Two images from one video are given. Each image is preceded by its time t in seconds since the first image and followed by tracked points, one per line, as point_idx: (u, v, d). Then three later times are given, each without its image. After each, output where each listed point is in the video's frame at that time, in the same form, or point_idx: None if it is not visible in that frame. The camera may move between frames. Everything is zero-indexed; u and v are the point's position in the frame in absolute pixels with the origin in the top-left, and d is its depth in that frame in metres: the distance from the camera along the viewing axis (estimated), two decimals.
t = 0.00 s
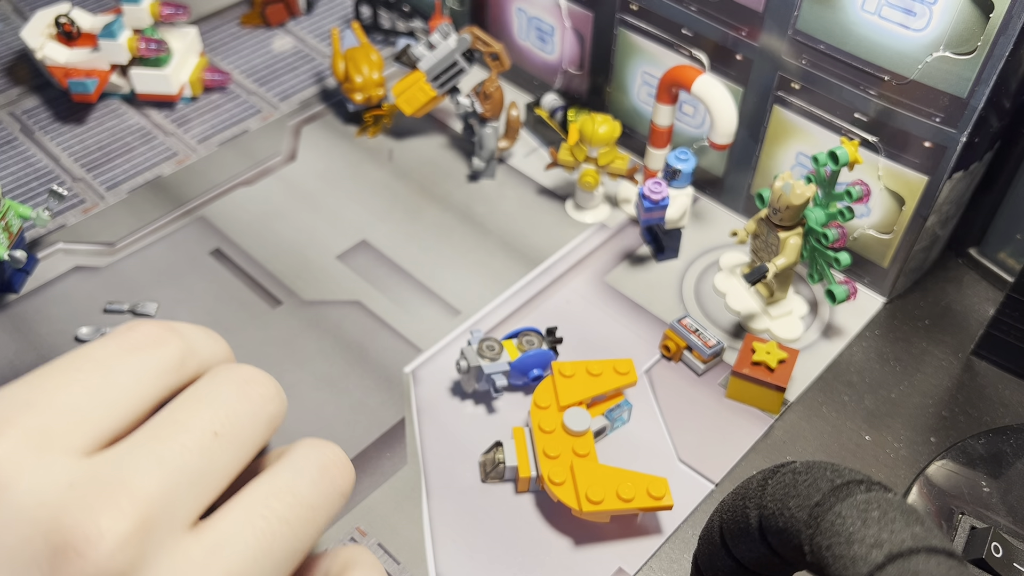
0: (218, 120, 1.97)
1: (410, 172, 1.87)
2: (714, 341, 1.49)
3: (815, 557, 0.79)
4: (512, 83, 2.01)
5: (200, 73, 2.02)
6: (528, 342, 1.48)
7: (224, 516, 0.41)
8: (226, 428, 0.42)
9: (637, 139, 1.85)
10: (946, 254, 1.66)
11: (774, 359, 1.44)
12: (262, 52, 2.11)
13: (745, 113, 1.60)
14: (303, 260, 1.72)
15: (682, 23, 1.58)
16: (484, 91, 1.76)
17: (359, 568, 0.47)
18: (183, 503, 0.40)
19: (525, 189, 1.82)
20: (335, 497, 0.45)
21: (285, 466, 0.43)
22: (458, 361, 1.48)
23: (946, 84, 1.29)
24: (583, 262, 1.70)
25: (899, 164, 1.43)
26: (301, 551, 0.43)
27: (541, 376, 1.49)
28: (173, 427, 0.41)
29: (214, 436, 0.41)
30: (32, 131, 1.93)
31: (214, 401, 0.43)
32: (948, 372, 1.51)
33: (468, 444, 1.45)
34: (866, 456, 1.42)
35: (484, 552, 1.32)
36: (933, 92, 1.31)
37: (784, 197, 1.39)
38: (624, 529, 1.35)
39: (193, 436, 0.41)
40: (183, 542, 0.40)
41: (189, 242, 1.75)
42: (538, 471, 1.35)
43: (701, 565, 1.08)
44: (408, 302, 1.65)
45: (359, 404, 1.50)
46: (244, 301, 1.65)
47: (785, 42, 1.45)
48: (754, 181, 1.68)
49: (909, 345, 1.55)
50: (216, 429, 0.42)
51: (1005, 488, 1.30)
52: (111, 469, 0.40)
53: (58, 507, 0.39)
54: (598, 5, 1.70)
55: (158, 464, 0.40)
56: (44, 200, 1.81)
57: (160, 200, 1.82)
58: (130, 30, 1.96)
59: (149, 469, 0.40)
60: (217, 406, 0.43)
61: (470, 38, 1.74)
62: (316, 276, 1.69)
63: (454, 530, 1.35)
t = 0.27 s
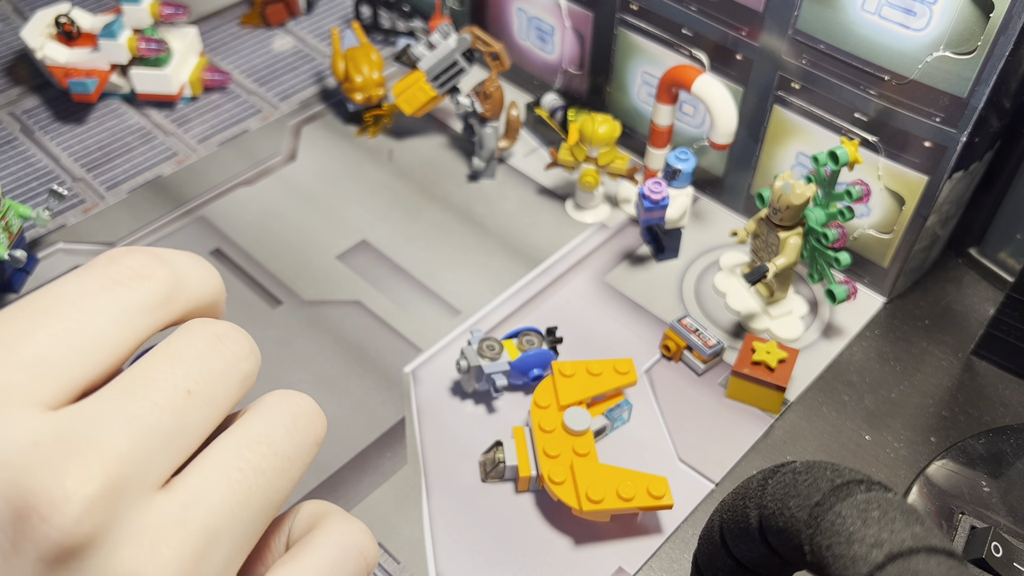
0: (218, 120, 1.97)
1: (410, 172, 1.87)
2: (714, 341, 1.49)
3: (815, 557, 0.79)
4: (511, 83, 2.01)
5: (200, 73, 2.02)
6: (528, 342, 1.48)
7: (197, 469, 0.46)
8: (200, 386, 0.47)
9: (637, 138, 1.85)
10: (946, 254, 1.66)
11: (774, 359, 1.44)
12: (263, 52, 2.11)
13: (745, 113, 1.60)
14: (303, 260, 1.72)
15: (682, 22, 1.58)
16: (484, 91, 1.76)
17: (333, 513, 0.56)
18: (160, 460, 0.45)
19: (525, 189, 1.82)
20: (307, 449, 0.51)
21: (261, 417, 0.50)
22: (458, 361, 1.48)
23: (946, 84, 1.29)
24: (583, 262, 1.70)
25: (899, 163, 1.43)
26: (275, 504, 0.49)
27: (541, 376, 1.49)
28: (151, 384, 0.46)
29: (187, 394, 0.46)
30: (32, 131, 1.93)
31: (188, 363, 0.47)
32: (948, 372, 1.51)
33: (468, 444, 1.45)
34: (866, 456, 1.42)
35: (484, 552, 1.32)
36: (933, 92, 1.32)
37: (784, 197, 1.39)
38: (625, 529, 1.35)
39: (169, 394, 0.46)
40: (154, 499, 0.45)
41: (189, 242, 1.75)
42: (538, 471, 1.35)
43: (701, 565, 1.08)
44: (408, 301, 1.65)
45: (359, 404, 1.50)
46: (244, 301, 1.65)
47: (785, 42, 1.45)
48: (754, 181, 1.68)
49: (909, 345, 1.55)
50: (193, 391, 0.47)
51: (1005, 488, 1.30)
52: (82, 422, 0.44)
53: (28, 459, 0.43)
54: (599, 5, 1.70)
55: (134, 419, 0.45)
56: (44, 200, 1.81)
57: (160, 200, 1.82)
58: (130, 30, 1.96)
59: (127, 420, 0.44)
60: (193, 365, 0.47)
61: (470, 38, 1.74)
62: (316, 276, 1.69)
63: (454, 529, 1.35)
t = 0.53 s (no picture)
0: (218, 120, 1.97)
1: (410, 172, 1.87)
2: (714, 341, 1.49)
3: (815, 557, 0.79)
4: (512, 82, 2.01)
5: (200, 73, 2.02)
6: (528, 342, 1.48)
7: (103, 566, 0.20)
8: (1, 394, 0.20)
9: (637, 138, 1.85)
10: (946, 254, 1.66)
11: (774, 359, 1.44)
12: (262, 51, 2.11)
13: (745, 113, 1.60)
14: (303, 260, 1.72)
15: (682, 23, 1.58)
16: (484, 90, 1.76)
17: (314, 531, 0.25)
18: (29, 553, 0.19)
19: (525, 189, 1.82)
20: (298, 489, 0.23)
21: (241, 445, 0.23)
22: (458, 361, 1.48)
23: (946, 84, 1.29)
24: (583, 262, 1.70)
25: (899, 163, 1.43)
26: None
27: (541, 376, 1.49)
28: None
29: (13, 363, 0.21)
30: (32, 131, 1.93)
31: None
32: (948, 372, 1.51)
33: (468, 444, 1.45)
34: (866, 456, 1.42)
35: (484, 552, 1.33)
36: (933, 92, 1.32)
37: (784, 197, 1.39)
38: (624, 529, 1.35)
39: None
40: None
41: (190, 242, 1.75)
42: (538, 471, 1.35)
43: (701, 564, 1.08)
44: (408, 301, 1.65)
45: (359, 404, 1.50)
46: (245, 301, 1.65)
47: (785, 42, 1.45)
48: (754, 181, 1.68)
49: (909, 345, 1.55)
50: (25, 404, 0.21)
51: (1005, 488, 1.30)
52: None
53: None
54: (599, 5, 1.70)
55: None
56: (44, 200, 1.81)
57: (160, 200, 1.82)
58: (130, 30, 1.95)
59: None
60: (81, 332, 0.22)
61: (470, 38, 1.74)
62: (316, 276, 1.69)
63: (454, 529, 1.35)
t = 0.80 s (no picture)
0: (218, 120, 1.97)
1: (410, 172, 1.87)
2: (714, 341, 1.49)
3: (815, 557, 0.79)
4: (512, 82, 2.01)
5: (200, 73, 2.02)
6: (528, 342, 1.48)
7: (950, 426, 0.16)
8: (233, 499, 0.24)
9: (637, 138, 1.85)
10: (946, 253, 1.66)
11: (774, 359, 1.43)
12: (262, 51, 2.11)
13: (745, 112, 1.60)
14: (304, 260, 1.72)
15: (682, 22, 1.58)
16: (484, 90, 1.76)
17: None
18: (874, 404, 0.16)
19: (525, 189, 1.82)
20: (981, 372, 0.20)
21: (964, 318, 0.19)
22: (458, 361, 1.48)
23: (946, 84, 1.29)
24: (583, 262, 1.70)
25: (899, 163, 1.43)
26: None
27: (541, 376, 1.49)
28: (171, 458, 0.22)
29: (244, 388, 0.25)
30: (31, 131, 1.93)
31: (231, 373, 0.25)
32: (948, 372, 1.51)
33: (469, 444, 1.45)
34: (866, 456, 1.42)
35: (484, 552, 1.33)
36: (933, 92, 1.32)
37: (784, 197, 1.39)
38: (624, 529, 1.35)
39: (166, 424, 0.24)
40: None
41: (189, 242, 1.75)
42: (538, 471, 1.35)
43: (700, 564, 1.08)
44: (409, 301, 1.65)
45: (359, 404, 1.50)
46: (245, 302, 1.65)
47: (785, 42, 1.45)
48: (754, 181, 1.68)
49: (909, 345, 1.55)
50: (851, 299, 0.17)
51: (1005, 488, 1.31)
52: None
53: None
54: (599, 5, 1.70)
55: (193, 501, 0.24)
56: (44, 200, 1.81)
57: (160, 200, 1.82)
58: (130, 30, 1.95)
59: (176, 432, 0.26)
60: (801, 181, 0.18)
61: (470, 38, 1.74)
62: (316, 276, 1.69)
63: (454, 529, 1.35)
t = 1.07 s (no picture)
0: (218, 120, 1.97)
1: (410, 172, 1.87)
2: (714, 341, 1.49)
3: (815, 557, 0.79)
4: (512, 82, 2.01)
5: (200, 73, 2.02)
6: (528, 342, 1.48)
7: None
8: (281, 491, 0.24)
9: (637, 138, 1.85)
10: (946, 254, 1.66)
11: (774, 359, 1.43)
12: (263, 51, 2.11)
13: (745, 112, 1.60)
14: (304, 260, 1.72)
15: (682, 22, 1.58)
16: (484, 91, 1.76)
17: None
18: None
19: (525, 189, 1.82)
20: None
21: None
22: (458, 361, 1.48)
23: (946, 84, 1.30)
24: (583, 262, 1.70)
25: (899, 163, 1.43)
26: None
27: (541, 376, 1.49)
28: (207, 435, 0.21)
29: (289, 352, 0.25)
30: (31, 131, 1.93)
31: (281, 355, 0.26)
32: (948, 372, 1.51)
33: (469, 444, 1.45)
34: (866, 456, 1.42)
35: (484, 552, 1.33)
36: (933, 92, 1.32)
37: (784, 197, 1.39)
38: (624, 529, 1.35)
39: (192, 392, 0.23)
40: None
41: (189, 242, 1.75)
42: (538, 471, 1.35)
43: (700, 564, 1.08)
44: (408, 301, 1.65)
45: (359, 404, 1.50)
46: (245, 302, 1.65)
47: (785, 42, 1.45)
48: (754, 181, 1.68)
49: (909, 345, 1.55)
50: None
51: (1005, 488, 1.31)
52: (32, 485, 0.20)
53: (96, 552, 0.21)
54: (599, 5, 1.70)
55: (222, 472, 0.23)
56: (44, 200, 1.81)
57: (160, 200, 1.81)
58: (130, 30, 1.95)
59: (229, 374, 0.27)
60: None
61: (470, 38, 1.74)
62: (316, 276, 1.69)
63: (454, 529, 1.35)
